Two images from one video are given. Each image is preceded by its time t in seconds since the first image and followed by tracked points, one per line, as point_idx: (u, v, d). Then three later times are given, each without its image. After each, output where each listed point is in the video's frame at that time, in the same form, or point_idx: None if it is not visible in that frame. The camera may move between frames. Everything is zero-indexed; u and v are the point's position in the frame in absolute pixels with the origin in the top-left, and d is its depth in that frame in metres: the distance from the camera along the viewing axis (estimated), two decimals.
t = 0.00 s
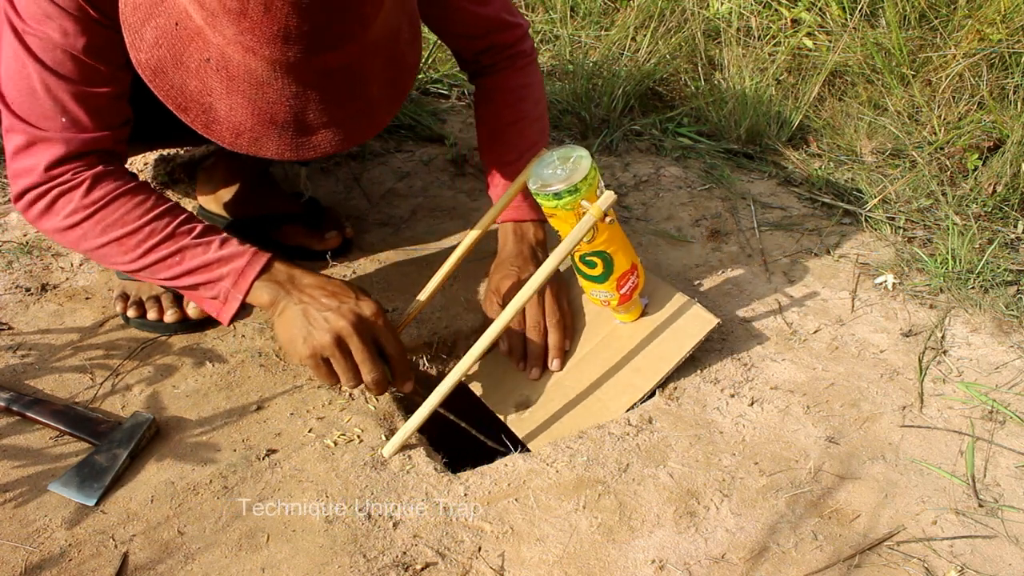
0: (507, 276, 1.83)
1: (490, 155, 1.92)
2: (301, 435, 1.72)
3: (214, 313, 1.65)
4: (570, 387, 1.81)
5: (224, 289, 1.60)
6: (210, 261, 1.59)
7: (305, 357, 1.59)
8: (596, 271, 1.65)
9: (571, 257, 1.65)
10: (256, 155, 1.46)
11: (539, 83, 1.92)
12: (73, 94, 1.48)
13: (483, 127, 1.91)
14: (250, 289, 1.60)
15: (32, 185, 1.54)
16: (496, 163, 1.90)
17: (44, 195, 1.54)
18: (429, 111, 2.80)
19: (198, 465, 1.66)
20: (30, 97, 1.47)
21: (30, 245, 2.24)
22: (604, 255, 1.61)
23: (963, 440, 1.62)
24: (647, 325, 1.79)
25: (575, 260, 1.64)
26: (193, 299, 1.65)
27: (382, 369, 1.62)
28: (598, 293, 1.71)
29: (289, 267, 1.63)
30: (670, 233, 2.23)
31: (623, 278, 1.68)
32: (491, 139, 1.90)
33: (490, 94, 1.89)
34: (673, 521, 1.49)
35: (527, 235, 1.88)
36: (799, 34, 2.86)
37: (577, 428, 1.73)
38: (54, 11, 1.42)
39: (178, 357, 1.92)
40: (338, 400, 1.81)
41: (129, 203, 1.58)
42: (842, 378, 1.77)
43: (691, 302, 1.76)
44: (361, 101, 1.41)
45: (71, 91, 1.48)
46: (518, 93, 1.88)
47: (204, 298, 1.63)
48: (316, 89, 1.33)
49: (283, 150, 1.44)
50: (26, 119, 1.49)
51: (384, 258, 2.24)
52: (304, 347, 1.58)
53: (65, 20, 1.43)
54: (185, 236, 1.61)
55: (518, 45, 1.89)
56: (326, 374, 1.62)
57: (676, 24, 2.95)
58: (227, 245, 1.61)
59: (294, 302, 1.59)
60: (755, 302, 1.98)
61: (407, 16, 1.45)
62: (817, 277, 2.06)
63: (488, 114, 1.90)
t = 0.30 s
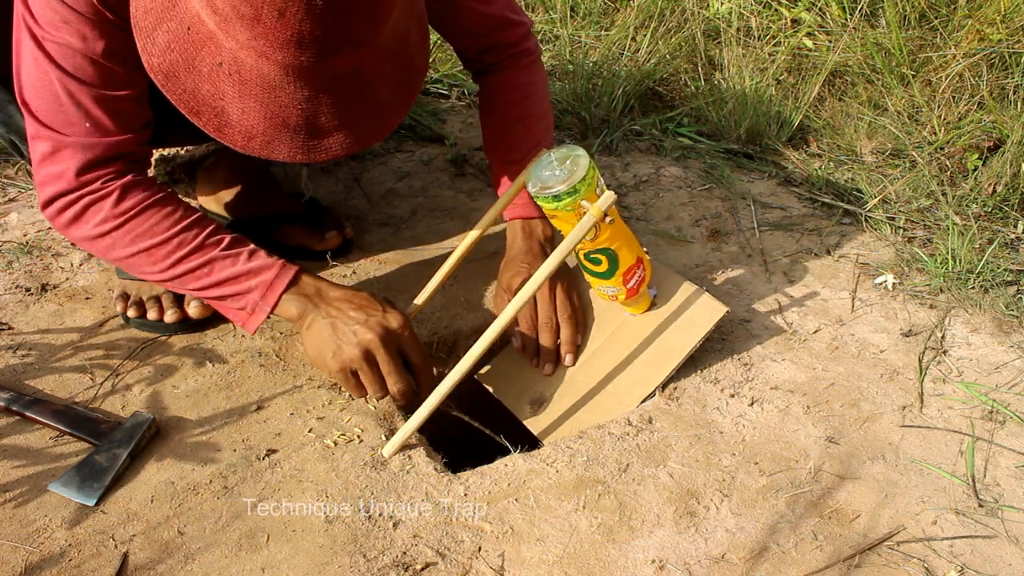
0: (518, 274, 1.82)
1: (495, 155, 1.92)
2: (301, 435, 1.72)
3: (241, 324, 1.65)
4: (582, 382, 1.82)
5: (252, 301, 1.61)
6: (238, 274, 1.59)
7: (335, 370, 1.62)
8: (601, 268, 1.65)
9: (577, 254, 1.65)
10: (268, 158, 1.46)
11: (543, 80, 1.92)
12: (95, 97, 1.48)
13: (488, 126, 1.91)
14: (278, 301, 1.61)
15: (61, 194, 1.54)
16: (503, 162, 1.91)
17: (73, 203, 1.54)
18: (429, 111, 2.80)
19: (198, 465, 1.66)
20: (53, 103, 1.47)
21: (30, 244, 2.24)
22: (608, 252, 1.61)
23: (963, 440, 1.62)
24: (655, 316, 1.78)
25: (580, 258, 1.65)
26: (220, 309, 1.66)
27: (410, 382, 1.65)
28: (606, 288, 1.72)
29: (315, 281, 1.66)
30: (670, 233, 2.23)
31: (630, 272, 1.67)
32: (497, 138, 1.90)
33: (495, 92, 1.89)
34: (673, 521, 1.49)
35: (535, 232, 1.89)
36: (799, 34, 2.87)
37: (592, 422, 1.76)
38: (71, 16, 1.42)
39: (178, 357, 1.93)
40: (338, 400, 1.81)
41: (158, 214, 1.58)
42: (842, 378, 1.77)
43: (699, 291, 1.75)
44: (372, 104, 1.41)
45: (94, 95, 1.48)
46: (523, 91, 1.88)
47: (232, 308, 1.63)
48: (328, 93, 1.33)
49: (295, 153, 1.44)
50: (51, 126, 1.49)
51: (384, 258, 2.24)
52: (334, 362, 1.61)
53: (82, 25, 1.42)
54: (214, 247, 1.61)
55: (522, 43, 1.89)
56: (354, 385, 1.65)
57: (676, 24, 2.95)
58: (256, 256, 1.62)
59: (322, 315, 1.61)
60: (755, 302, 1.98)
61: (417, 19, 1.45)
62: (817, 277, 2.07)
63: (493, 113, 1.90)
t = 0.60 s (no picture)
0: (519, 274, 1.82)
1: (496, 156, 1.92)
2: (301, 435, 1.72)
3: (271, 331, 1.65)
4: (583, 382, 1.85)
5: (283, 308, 1.60)
6: (269, 280, 1.58)
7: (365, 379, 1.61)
8: (602, 267, 1.65)
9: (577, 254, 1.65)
10: (270, 158, 1.46)
11: (544, 81, 1.92)
12: (112, 96, 1.47)
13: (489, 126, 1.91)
14: (309, 309, 1.61)
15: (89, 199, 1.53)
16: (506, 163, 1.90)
17: (102, 207, 1.53)
18: (429, 111, 2.80)
19: (198, 465, 1.66)
20: (72, 106, 1.46)
21: (30, 245, 2.24)
22: (609, 251, 1.61)
23: (963, 440, 1.62)
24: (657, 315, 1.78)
25: (581, 257, 1.65)
26: (249, 314, 1.65)
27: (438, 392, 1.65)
28: (607, 288, 1.72)
29: (346, 289, 1.65)
30: (670, 233, 2.23)
31: (631, 271, 1.67)
32: (498, 138, 1.90)
33: (496, 92, 1.88)
34: (673, 521, 1.49)
35: (536, 233, 1.89)
36: (799, 34, 2.87)
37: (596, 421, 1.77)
38: (79, 15, 1.41)
39: (178, 357, 1.93)
40: (338, 400, 1.81)
41: (189, 219, 1.57)
42: (842, 378, 1.77)
43: (701, 290, 1.75)
44: (374, 104, 1.41)
45: (110, 94, 1.47)
46: (524, 92, 1.88)
47: (262, 315, 1.62)
48: (331, 92, 1.34)
49: (297, 153, 1.44)
50: (73, 129, 1.48)
51: (384, 258, 2.24)
52: (365, 370, 1.59)
53: (90, 25, 1.42)
54: (244, 254, 1.60)
55: (523, 43, 1.89)
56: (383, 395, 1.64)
57: (676, 24, 2.95)
58: (286, 263, 1.61)
59: (354, 323, 1.60)
60: (755, 302, 1.98)
61: (418, 20, 1.45)
62: (817, 277, 2.06)
63: (494, 113, 1.90)
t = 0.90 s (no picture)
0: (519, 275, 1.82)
1: (492, 161, 1.91)
2: (301, 435, 1.72)
3: (305, 352, 1.64)
4: (583, 382, 1.84)
5: (320, 329, 1.60)
6: (309, 300, 1.59)
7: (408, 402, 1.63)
8: (603, 267, 1.65)
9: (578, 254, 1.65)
10: (289, 156, 1.45)
11: (541, 87, 1.92)
12: (137, 98, 1.46)
13: (484, 132, 1.91)
14: (347, 331, 1.61)
15: (127, 211, 1.52)
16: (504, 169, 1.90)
17: (141, 220, 1.52)
18: (429, 111, 2.80)
19: (198, 465, 1.66)
20: (98, 111, 1.46)
21: (30, 245, 2.24)
22: (609, 251, 1.61)
23: (963, 440, 1.62)
24: (658, 315, 1.78)
25: (581, 258, 1.64)
26: (281, 333, 1.64)
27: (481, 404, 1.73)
28: (607, 288, 1.72)
29: (385, 310, 1.65)
30: (670, 233, 2.23)
31: (631, 271, 1.67)
32: (494, 142, 1.90)
33: (493, 97, 1.88)
34: (673, 521, 1.49)
35: (524, 238, 1.86)
36: (799, 34, 2.87)
37: (597, 420, 1.76)
38: (98, 19, 1.40)
39: (178, 357, 1.93)
40: (338, 400, 1.81)
41: (229, 236, 1.56)
42: (842, 378, 1.77)
43: (701, 289, 1.75)
44: (387, 98, 1.42)
45: (136, 95, 1.46)
46: (522, 97, 1.88)
47: (299, 335, 1.62)
48: (348, 88, 1.34)
49: (315, 150, 1.45)
50: (107, 138, 1.47)
51: (384, 258, 2.23)
52: (408, 394, 1.61)
53: (108, 28, 1.41)
54: (284, 272, 1.60)
55: (520, 49, 1.89)
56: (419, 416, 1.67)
57: (676, 24, 2.95)
58: (326, 284, 1.61)
59: (394, 346, 1.62)
60: (755, 302, 1.98)
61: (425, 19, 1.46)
62: (817, 277, 2.07)
63: (492, 118, 1.89)
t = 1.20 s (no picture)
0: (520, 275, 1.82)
1: (484, 170, 1.91)
2: (301, 435, 1.72)
3: (317, 357, 1.65)
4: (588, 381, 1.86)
5: (334, 335, 1.61)
6: (324, 307, 1.59)
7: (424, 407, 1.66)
8: (604, 266, 1.65)
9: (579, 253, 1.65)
10: (296, 151, 1.45)
11: (538, 96, 1.92)
12: (147, 97, 1.45)
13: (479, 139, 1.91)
14: (361, 337, 1.62)
15: (142, 211, 1.51)
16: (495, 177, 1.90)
17: (157, 221, 1.52)
18: (429, 111, 2.80)
19: (198, 465, 1.66)
20: (109, 111, 1.44)
21: (30, 245, 2.24)
22: (610, 250, 1.61)
23: (963, 440, 1.62)
24: (660, 312, 1.78)
25: (582, 257, 1.64)
26: (293, 338, 1.64)
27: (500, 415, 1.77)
28: (609, 286, 1.71)
29: (397, 318, 1.66)
30: (670, 233, 2.23)
31: (632, 269, 1.67)
32: (488, 150, 1.90)
33: (490, 105, 1.89)
34: (673, 521, 1.49)
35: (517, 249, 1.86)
36: (799, 34, 2.86)
37: (597, 421, 1.78)
38: (104, 18, 1.38)
39: (178, 357, 1.93)
40: (338, 400, 1.81)
41: (245, 240, 1.56)
42: (842, 378, 1.77)
43: (703, 286, 1.74)
44: (392, 93, 1.43)
45: (146, 94, 1.45)
46: (519, 106, 1.89)
47: (312, 340, 1.63)
48: (354, 82, 1.33)
49: (322, 145, 1.44)
50: (119, 138, 1.46)
51: (384, 258, 2.23)
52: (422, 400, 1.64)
53: (114, 26, 1.39)
54: (298, 278, 1.60)
55: (518, 57, 1.90)
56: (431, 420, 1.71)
57: (676, 24, 2.95)
58: (340, 290, 1.62)
59: (407, 354, 1.64)
60: (755, 302, 1.98)
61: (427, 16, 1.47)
62: (817, 277, 2.06)
63: (487, 124, 1.89)
